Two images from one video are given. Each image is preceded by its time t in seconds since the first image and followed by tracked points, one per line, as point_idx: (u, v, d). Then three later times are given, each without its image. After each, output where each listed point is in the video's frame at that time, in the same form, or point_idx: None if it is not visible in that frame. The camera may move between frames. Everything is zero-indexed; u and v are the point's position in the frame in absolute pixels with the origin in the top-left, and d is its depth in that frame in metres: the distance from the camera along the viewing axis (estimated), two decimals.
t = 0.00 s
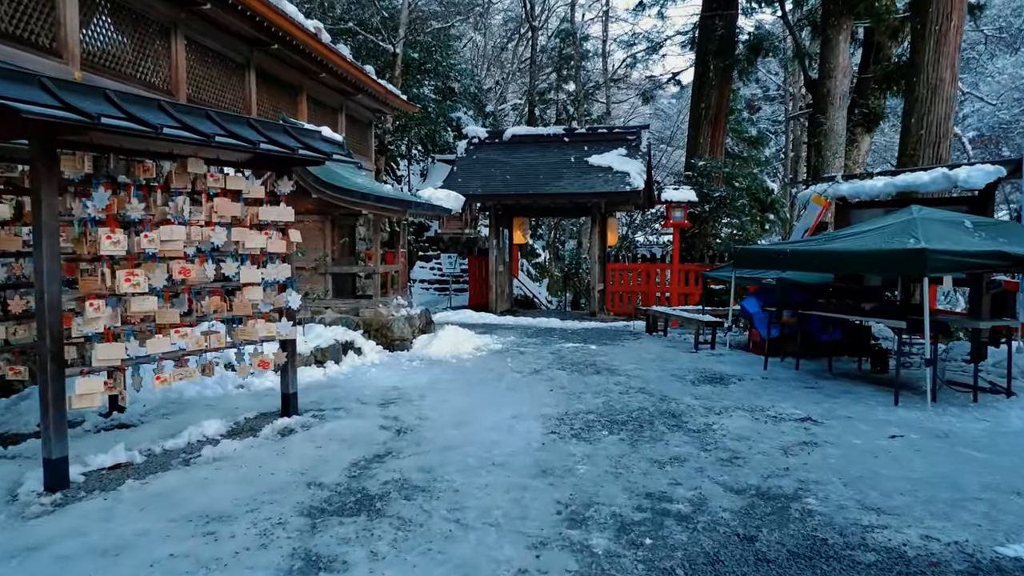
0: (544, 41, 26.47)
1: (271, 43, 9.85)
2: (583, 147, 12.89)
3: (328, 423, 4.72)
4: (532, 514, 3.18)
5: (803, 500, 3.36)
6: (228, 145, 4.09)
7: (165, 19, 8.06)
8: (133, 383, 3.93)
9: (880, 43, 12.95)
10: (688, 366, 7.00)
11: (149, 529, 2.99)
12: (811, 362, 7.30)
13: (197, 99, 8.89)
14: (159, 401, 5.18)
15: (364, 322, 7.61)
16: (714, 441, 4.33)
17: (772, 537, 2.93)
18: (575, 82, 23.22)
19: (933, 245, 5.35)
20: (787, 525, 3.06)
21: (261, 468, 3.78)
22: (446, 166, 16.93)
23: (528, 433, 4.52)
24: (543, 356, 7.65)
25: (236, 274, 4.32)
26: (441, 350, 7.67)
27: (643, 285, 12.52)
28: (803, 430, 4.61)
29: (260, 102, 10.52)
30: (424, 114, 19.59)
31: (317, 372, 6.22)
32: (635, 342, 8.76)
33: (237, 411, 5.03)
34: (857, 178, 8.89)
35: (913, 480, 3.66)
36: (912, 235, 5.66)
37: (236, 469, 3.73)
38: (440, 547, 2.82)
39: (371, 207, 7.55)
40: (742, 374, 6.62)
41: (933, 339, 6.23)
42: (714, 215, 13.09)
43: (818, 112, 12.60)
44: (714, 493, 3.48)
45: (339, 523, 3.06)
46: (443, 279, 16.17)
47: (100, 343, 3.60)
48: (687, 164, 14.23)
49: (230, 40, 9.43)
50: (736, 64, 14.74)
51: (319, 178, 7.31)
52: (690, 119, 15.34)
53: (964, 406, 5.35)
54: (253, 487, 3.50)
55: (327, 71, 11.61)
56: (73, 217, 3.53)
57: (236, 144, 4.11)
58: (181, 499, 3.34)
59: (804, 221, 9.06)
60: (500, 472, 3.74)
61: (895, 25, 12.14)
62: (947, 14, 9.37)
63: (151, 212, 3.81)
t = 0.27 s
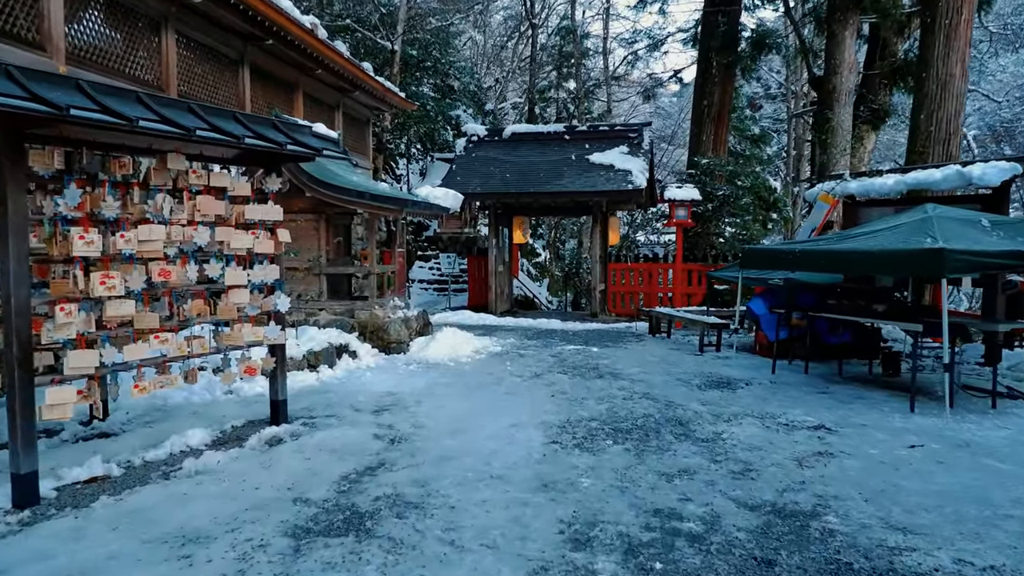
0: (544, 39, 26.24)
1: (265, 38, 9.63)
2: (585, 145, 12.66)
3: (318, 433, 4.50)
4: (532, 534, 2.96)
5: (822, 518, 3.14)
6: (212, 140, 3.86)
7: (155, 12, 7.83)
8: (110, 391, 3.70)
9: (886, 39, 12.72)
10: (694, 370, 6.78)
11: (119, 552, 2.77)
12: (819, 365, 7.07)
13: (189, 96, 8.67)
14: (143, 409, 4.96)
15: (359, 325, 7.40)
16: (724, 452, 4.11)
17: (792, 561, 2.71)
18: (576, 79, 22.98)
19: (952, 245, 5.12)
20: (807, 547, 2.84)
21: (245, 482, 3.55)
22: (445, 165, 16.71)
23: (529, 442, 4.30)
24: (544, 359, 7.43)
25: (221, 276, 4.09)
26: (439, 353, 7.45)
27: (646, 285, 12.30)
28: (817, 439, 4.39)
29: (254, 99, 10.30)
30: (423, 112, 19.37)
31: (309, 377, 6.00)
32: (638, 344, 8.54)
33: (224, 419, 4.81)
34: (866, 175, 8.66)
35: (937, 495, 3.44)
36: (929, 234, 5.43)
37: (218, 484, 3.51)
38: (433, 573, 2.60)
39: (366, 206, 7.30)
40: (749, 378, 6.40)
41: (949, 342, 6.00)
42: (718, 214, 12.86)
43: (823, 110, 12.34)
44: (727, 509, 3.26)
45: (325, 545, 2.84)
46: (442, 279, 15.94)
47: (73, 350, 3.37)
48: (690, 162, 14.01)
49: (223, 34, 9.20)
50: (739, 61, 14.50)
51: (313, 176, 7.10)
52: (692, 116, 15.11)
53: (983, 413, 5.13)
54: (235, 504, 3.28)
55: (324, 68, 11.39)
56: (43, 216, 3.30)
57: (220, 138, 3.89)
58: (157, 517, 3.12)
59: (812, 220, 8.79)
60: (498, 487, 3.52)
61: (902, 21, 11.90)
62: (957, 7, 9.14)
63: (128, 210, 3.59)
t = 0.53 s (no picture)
0: (545, 37, 26.01)
1: (259, 34, 9.41)
2: (586, 143, 12.43)
3: (307, 442, 4.29)
4: (532, 557, 2.74)
5: (843, 539, 2.92)
6: (193, 134, 3.64)
7: (146, 6, 7.61)
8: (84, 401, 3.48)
9: (892, 35, 12.48)
10: (699, 374, 6.55)
11: None
12: (829, 369, 6.84)
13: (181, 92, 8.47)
14: (126, 417, 4.75)
15: (354, 327, 7.18)
16: (735, 463, 3.89)
17: None
18: (577, 78, 22.75)
19: (971, 244, 4.90)
20: (830, 572, 2.62)
21: (226, 498, 3.34)
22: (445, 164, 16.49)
23: (528, 453, 4.08)
24: (544, 363, 7.21)
25: (203, 277, 3.88)
26: (436, 356, 7.23)
27: (648, 286, 12.08)
28: (832, 449, 4.16)
29: (248, 96, 10.10)
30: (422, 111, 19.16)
31: (301, 382, 5.78)
32: (641, 346, 8.32)
33: (210, 427, 4.60)
34: (875, 173, 8.44)
35: (965, 512, 3.22)
36: (946, 234, 5.20)
37: (197, 500, 3.29)
38: None
39: (362, 206, 7.10)
40: (757, 383, 6.18)
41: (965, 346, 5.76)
42: (721, 214, 12.65)
43: (829, 107, 12.11)
44: (741, 528, 3.04)
45: (307, 570, 2.62)
46: (441, 279, 15.71)
47: (41, 358, 3.16)
48: (692, 160, 13.77)
49: (215, 30, 8.99)
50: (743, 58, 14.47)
51: (308, 175, 6.90)
52: (694, 114, 14.87)
53: (1003, 420, 4.90)
54: (214, 523, 3.06)
55: (320, 65, 11.19)
56: (9, 215, 3.09)
57: (201, 132, 3.67)
58: (129, 537, 2.90)
59: (819, 220, 8.53)
60: (496, 503, 3.30)
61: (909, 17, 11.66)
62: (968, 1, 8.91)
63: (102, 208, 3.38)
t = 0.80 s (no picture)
0: (545, 36, 25.79)
1: (253, 29, 9.22)
2: (587, 141, 12.20)
3: (293, 453, 4.08)
4: None
5: (864, 562, 2.71)
6: (169, 127, 3.43)
7: None
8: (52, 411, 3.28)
9: (899, 31, 12.24)
10: (704, 379, 6.33)
11: None
12: (838, 373, 6.61)
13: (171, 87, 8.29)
14: (106, 425, 4.55)
15: (348, 329, 6.96)
16: (744, 476, 3.67)
17: None
18: (578, 76, 22.51)
19: (991, 244, 4.68)
20: None
21: (202, 516, 3.13)
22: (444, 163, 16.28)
23: (526, 465, 3.86)
24: (544, 366, 6.99)
25: (182, 280, 3.67)
26: (432, 359, 7.02)
27: (650, 286, 11.86)
28: (847, 461, 3.94)
29: (242, 92, 9.92)
30: (421, 110, 18.96)
31: (291, 387, 5.58)
32: (644, 349, 8.11)
33: (192, 436, 4.39)
34: (884, 171, 8.20)
35: (993, 532, 3.00)
36: (963, 233, 4.98)
37: (171, 519, 3.09)
38: None
39: (356, 206, 6.89)
40: (764, 387, 5.96)
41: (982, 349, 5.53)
42: (725, 213, 12.41)
43: (834, 104, 11.86)
44: (753, 550, 2.82)
45: None
46: (440, 279, 15.49)
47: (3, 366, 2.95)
48: (695, 159, 13.54)
49: (207, 24, 8.80)
50: (746, 55, 14.23)
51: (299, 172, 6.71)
52: (697, 112, 14.64)
53: None
54: (188, 544, 2.86)
55: (316, 62, 10.98)
56: None
57: (178, 126, 3.46)
58: (94, 561, 2.69)
59: (826, 220, 8.26)
60: (490, 521, 3.09)
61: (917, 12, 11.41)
62: None
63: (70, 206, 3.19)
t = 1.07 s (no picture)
0: (545, 34, 25.57)
1: (246, 25, 9.01)
2: (587, 139, 11.98)
3: (279, 465, 3.86)
4: None
5: None
6: (143, 121, 3.23)
7: None
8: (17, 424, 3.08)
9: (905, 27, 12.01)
10: (709, 384, 6.13)
11: None
12: (848, 377, 6.40)
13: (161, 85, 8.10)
14: (85, 434, 4.35)
15: (341, 333, 6.77)
16: (756, 491, 3.47)
17: None
18: (578, 75, 22.29)
19: (1012, 245, 4.46)
20: None
21: (177, 536, 2.93)
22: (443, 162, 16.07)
23: (524, 478, 3.65)
24: (543, 370, 6.78)
25: (159, 283, 3.46)
26: (429, 364, 6.80)
27: (652, 287, 11.65)
28: (863, 473, 3.73)
29: (235, 90, 9.72)
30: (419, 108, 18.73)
31: (281, 394, 5.38)
32: (646, 352, 7.90)
33: (174, 447, 4.19)
34: (894, 169, 7.97)
35: None
36: (981, 233, 4.77)
37: (142, 540, 2.88)
38: None
39: (349, 205, 6.68)
40: (772, 393, 5.75)
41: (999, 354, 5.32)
42: (729, 212, 12.18)
43: (839, 101, 11.63)
44: None
45: None
46: (439, 280, 15.29)
47: None
48: (698, 157, 13.33)
49: (198, 20, 8.59)
50: (748, 53, 13.67)
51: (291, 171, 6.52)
52: (699, 110, 14.43)
53: None
54: (159, 568, 2.65)
55: (312, 59, 10.77)
56: None
57: (153, 119, 3.26)
58: None
59: (833, 219, 8.00)
60: (485, 543, 2.88)
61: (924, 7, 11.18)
62: None
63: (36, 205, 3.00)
